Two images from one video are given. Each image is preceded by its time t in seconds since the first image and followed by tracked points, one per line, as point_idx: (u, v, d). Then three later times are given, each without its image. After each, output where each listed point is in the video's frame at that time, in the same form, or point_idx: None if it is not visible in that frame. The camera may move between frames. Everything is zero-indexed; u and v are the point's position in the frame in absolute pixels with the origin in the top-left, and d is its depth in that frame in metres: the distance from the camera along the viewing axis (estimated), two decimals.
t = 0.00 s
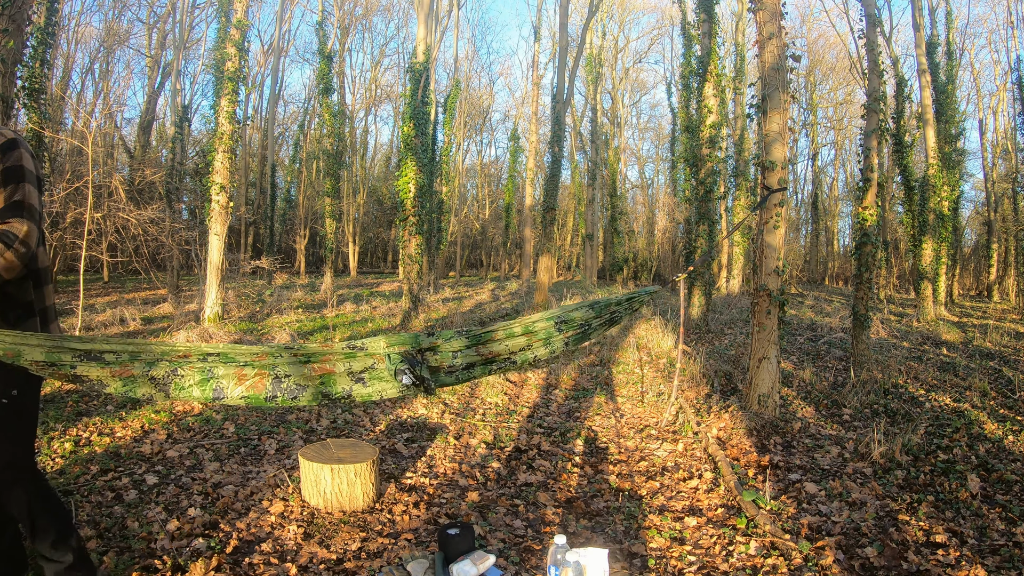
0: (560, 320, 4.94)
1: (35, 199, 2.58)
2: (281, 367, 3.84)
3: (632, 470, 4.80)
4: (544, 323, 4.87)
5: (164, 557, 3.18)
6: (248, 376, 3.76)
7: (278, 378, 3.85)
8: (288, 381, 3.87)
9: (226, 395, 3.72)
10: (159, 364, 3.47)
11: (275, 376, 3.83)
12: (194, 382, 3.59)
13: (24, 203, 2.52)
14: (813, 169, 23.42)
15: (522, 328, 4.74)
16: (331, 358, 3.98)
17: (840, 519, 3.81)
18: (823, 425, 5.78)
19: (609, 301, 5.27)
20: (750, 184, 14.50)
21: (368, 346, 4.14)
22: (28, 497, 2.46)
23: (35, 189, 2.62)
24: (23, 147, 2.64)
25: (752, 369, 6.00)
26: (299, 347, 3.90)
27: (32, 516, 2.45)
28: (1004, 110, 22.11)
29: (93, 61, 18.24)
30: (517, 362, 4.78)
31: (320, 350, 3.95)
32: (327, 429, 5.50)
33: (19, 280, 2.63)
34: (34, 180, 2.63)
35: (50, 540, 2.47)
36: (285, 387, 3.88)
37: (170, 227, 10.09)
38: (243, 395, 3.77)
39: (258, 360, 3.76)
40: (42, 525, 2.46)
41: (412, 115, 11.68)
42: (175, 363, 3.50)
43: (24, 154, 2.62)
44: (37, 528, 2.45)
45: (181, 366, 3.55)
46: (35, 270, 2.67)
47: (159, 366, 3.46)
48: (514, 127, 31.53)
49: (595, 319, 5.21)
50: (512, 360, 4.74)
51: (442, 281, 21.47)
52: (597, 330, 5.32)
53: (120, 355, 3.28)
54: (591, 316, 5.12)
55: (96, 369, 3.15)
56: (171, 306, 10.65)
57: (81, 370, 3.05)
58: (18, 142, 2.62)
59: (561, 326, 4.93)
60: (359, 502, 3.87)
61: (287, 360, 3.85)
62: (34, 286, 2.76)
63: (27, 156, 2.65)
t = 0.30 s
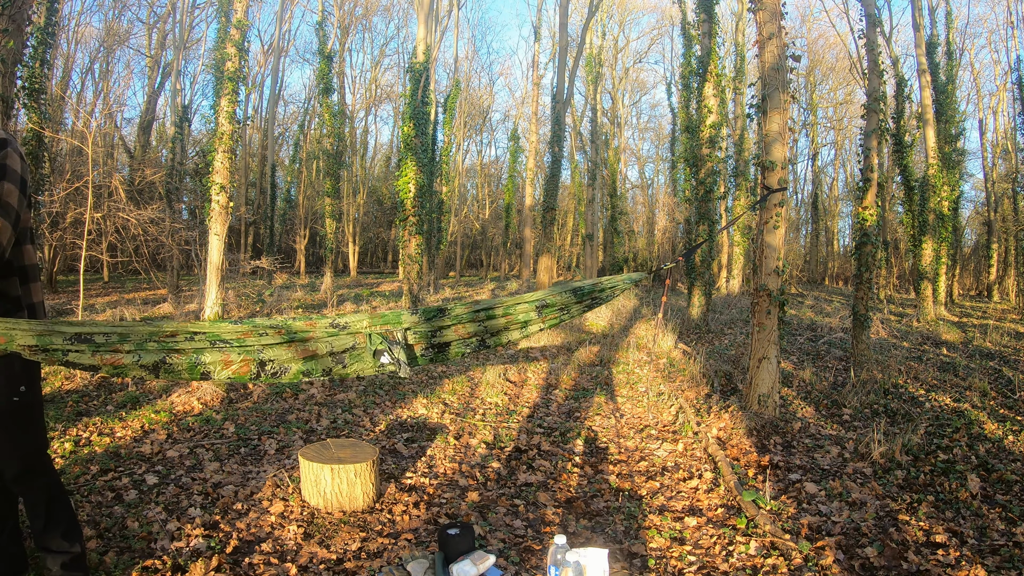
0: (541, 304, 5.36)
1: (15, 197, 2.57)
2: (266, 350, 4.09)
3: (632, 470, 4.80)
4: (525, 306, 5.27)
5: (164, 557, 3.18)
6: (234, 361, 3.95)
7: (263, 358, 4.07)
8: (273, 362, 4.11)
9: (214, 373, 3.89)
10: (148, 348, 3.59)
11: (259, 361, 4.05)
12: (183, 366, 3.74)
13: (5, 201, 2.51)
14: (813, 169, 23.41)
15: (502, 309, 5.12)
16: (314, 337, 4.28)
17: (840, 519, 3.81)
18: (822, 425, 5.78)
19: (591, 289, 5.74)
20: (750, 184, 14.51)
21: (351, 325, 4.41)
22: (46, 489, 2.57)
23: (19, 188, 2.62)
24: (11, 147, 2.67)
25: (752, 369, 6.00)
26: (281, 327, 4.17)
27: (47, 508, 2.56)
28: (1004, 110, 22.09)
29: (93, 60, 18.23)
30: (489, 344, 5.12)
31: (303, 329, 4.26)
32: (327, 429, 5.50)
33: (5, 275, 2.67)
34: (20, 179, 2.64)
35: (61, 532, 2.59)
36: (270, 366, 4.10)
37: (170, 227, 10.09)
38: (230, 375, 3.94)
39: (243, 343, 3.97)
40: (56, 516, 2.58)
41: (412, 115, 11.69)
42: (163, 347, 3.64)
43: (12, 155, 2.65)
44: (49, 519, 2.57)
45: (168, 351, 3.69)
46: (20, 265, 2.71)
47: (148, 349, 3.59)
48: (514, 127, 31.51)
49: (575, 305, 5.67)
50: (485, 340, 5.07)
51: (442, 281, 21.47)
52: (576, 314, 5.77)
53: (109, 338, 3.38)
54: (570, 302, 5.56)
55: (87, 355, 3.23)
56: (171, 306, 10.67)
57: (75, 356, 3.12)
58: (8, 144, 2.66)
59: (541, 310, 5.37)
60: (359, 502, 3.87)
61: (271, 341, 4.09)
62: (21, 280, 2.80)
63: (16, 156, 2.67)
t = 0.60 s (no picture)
0: (538, 301, 5.42)
1: (23, 197, 2.59)
2: (264, 348, 4.08)
3: (632, 470, 4.80)
4: (523, 303, 5.32)
5: (164, 557, 3.18)
6: (231, 359, 3.95)
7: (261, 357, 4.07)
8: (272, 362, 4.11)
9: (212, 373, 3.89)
10: (147, 347, 3.57)
11: (257, 359, 4.05)
12: (181, 365, 3.73)
13: (15, 203, 2.53)
14: (813, 169, 23.40)
15: (500, 309, 5.15)
16: (312, 336, 4.26)
17: (840, 519, 3.81)
18: (823, 425, 5.77)
19: (587, 284, 5.84)
20: (750, 184, 14.51)
21: (348, 324, 4.42)
22: (48, 488, 2.58)
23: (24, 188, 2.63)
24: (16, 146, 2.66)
25: (752, 369, 6.00)
26: (280, 327, 4.16)
27: (47, 507, 2.57)
28: (1004, 110, 22.09)
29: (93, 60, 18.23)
30: (490, 342, 5.13)
31: (302, 329, 4.22)
32: (327, 429, 5.51)
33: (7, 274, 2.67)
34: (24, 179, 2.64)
35: (61, 532, 2.59)
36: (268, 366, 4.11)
37: (170, 227, 10.09)
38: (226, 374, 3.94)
39: (241, 343, 3.97)
40: (56, 515, 2.58)
41: (412, 114, 11.69)
42: (161, 346, 3.62)
43: (17, 154, 2.64)
44: (51, 518, 2.57)
45: (167, 350, 3.66)
46: (24, 264, 2.71)
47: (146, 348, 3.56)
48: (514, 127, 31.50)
49: (572, 301, 5.76)
50: (486, 338, 5.09)
51: (442, 281, 21.46)
52: (574, 311, 5.86)
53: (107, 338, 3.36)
54: (568, 298, 5.65)
55: (85, 355, 3.23)
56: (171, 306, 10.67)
57: (72, 356, 3.09)
58: (12, 142, 2.64)
59: (538, 307, 5.41)
60: (359, 502, 3.87)
61: (269, 340, 4.09)
62: (23, 280, 2.80)
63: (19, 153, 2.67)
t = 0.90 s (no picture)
0: (536, 299, 5.41)
1: (29, 195, 2.59)
2: (263, 343, 4.08)
3: (632, 470, 4.80)
4: (522, 301, 5.31)
5: (164, 557, 3.18)
6: (230, 354, 3.91)
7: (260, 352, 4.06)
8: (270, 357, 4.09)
9: (211, 369, 3.85)
10: (144, 344, 3.55)
11: (256, 353, 4.03)
12: (180, 361, 3.69)
13: (20, 201, 2.53)
14: (813, 169, 23.41)
15: (498, 306, 5.12)
16: (311, 331, 4.27)
17: (840, 519, 3.81)
18: (822, 425, 5.77)
19: (585, 283, 5.84)
20: (750, 184, 14.51)
21: (348, 320, 4.44)
22: (56, 486, 2.58)
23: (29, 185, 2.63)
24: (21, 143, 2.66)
25: (752, 369, 6.00)
26: (278, 322, 4.18)
27: (55, 507, 2.56)
28: (1004, 110, 22.08)
29: (93, 61, 18.24)
30: (487, 339, 5.09)
31: (300, 324, 4.25)
32: (327, 429, 5.52)
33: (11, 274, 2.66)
34: (28, 176, 2.63)
35: (67, 531, 2.58)
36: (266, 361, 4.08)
37: (170, 227, 10.09)
38: (225, 369, 3.90)
39: (240, 336, 3.96)
40: (63, 515, 2.58)
41: (412, 114, 11.70)
42: (159, 342, 3.60)
43: (23, 151, 2.64)
44: (57, 517, 2.56)
45: (165, 346, 3.65)
46: (26, 263, 2.70)
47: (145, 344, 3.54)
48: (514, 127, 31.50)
49: (570, 299, 5.77)
50: (484, 335, 5.05)
51: (442, 281, 21.47)
52: (572, 310, 5.87)
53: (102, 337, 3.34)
54: (566, 296, 5.66)
55: (83, 351, 3.19)
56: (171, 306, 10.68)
57: (70, 352, 3.05)
58: (17, 139, 2.65)
59: (536, 304, 5.40)
60: (359, 502, 3.87)
61: (267, 335, 4.10)
62: (27, 280, 2.80)
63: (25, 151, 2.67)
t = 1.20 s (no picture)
0: (539, 302, 5.29)
1: (34, 196, 2.60)
2: (266, 341, 4.07)
3: (632, 470, 4.80)
4: (524, 304, 5.20)
5: (164, 557, 3.18)
6: (233, 351, 3.92)
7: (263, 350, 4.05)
8: (274, 356, 4.09)
9: (212, 366, 3.84)
10: (145, 338, 3.55)
11: (259, 351, 4.03)
12: (180, 356, 3.68)
13: (25, 202, 2.54)
14: (813, 169, 23.42)
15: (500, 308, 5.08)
16: (315, 330, 4.28)
17: (840, 519, 3.81)
18: (823, 425, 5.77)
19: (590, 284, 5.62)
20: (750, 184, 14.51)
21: (351, 319, 4.44)
22: (57, 486, 2.58)
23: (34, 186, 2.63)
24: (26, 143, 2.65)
25: (752, 369, 6.00)
26: (282, 321, 4.20)
27: (57, 508, 2.56)
28: (1004, 110, 22.07)
29: (93, 61, 18.25)
30: (491, 341, 5.06)
31: (303, 324, 4.27)
32: (327, 429, 5.52)
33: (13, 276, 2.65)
34: (33, 177, 2.63)
35: (67, 532, 2.59)
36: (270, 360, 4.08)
37: (170, 227, 10.08)
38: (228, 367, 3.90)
39: (243, 334, 3.97)
40: (64, 515, 2.58)
41: (412, 114, 11.70)
42: (160, 336, 3.61)
43: (28, 151, 2.64)
44: (58, 519, 2.56)
45: (165, 340, 3.65)
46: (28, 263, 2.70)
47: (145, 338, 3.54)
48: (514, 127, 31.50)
49: (574, 302, 5.56)
50: (488, 337, 5.03)
51: (442, 281, 21.48)
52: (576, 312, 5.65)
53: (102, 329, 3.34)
54: (570, 299, 5.46)
55: (81, 341, 3.18)
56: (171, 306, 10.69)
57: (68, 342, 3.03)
58: (22, 138, 2.64)
59: (540, 308, 5.27)
60: (359, 502, 3.87)
61: (271, 333, 4.11)
62: (29, 282, 2.79)
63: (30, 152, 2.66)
